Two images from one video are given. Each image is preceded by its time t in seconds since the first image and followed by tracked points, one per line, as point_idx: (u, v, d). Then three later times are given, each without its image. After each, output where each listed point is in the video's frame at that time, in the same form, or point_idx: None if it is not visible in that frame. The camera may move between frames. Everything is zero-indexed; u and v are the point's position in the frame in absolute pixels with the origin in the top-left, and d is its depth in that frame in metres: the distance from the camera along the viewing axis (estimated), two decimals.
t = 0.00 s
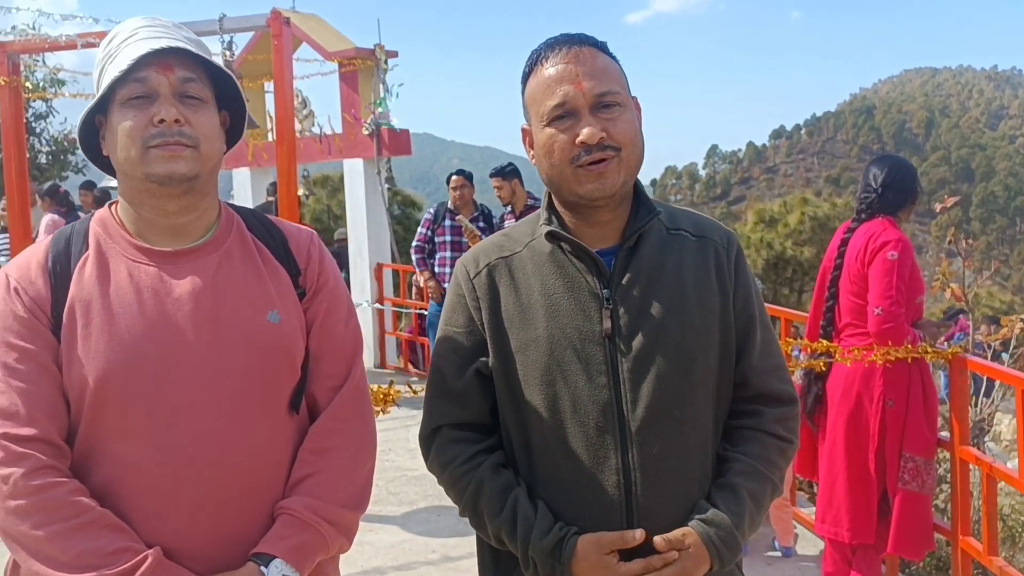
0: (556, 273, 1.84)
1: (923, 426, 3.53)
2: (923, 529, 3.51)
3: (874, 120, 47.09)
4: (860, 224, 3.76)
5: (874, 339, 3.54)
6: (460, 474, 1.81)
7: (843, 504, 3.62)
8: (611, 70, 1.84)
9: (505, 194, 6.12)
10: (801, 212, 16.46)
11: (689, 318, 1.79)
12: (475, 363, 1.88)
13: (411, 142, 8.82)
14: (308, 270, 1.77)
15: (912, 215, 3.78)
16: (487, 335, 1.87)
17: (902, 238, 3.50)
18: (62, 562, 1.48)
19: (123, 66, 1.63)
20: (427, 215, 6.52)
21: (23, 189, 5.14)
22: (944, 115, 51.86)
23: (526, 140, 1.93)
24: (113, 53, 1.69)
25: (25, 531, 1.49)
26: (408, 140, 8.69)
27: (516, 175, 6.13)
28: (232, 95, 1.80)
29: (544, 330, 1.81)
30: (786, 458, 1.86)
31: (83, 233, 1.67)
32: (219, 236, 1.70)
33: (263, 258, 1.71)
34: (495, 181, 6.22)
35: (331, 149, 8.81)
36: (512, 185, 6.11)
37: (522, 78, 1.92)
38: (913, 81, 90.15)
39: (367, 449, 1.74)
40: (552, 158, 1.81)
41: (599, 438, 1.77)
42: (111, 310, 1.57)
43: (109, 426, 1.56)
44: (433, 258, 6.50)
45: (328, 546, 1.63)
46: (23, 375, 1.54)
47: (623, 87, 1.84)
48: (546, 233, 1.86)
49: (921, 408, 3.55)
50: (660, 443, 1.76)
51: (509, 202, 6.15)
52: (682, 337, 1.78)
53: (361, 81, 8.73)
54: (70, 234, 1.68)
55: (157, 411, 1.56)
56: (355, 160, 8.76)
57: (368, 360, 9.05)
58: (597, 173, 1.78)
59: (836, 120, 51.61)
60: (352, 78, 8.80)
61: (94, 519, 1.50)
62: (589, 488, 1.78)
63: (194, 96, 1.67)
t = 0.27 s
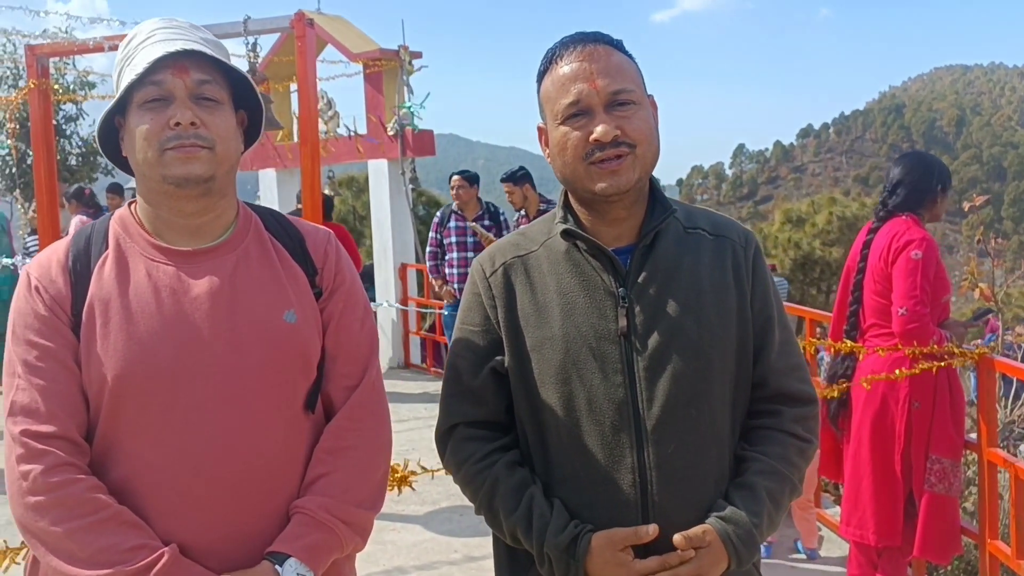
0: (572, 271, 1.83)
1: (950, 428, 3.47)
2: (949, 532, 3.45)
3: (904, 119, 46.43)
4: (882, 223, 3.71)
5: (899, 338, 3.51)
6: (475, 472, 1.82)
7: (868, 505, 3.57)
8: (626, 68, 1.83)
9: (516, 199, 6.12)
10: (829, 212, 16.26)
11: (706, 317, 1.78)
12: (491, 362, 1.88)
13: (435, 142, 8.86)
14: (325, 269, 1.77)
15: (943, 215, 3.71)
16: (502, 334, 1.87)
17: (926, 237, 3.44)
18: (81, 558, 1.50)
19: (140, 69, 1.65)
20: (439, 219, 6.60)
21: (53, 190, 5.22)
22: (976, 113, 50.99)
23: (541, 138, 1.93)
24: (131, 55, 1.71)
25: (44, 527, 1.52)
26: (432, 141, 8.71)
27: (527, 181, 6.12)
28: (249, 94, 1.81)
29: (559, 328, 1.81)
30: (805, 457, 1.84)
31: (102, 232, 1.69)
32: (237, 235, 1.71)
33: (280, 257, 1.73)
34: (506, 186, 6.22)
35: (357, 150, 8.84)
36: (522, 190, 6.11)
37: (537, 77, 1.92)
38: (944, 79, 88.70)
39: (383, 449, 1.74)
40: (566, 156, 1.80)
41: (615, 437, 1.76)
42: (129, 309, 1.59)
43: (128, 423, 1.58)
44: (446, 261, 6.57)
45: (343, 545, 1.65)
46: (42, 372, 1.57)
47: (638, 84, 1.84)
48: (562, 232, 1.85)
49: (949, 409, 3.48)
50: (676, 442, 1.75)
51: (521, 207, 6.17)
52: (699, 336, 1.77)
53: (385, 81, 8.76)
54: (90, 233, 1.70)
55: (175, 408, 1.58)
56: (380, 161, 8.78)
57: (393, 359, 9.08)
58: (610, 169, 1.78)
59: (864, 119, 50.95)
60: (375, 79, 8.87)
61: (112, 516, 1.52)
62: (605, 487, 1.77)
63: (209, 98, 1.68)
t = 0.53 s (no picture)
0: (581, 273, 1.84)
1: (965, 429, 3.44)
2: (966, 535, 3.42)
3: (922, 118, 46.07)
4: (896, 224, 3.68)
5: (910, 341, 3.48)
6: (484, 472, 1.83)
7: (883, 507, 3.54)
8: (635, 72, 1.84)
9: (519, 198, 6.09)
10: (845, 212, 16.18)
11: (714, 319, 1.78)
12: (500, 363, 1.89)
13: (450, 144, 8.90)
14: (336, 272, 1.79)
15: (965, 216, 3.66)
16: (511, 336, 1.88)
17: (939, 240, 3.42)
18: (94, 557, 1.53)
19: (135, 84, 1.68)
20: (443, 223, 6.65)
21: (71, 194, 5.27)
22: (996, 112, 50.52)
23: (550, 141, 1.94)
24: (134, 65, 1.74)
25: (58, 526, 1.54)
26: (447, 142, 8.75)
27: (531, 180, 6.03)
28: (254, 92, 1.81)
29: (568, 329, 1.81)
30: (815, 456, 1.83)
31: (117, 235, 1.72)
32: (248, 239, 1.73)
33: (291, 260, 1.74)
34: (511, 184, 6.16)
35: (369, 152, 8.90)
36: (525, 190, 6.05)
37: (546, 81, 1.93)
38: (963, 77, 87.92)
39: (393, 451, 1.76)
40: (576, 159, 1.81)
41: (624, 437, 1.76)
42: (143, 311, 1.62)
43: (141, 424, 1.60)
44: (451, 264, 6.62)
45: (352, 546, 1.66)
46: (57, 373, 1.59)
47: (648, 88, 1.84)
48: (570, 235, 1.86)
49: (964, 411, 3.46)
50: (684, 442, 1.75)
51: (524, 206, 6.15)
52: (707, 337, 1.77)
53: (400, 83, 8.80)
54: (104, 236, 1.72)
55: (187, 409, 1.60)
56: (394, 163, 8.84)
57: (408, 359, 9.11)
58: (620, 172, 1.78)
59: (882, 117, 50.56)
60: (393, 81, 8.86)
61: (125, 516, 1.54)
62: (613, 486, 1.78)
63: (204, 108, 1.69)
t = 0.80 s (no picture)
0: (584, 274, 1.85)
1: (973, 429, 3.44)
2: (975, 534, 3.41)
3: (931, 117, 45.90)
4: (902, 223, 3.68)
5: (917, 340, 3.49)
6: (489, 473, 1.84)
7: (890, 507, 3.54)
8: (638, 73, 1.85)
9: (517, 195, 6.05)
10: (852, 212, 16.15)
11: (716, 320, 1.79)
12: (504, 365, 1.90)
13: (457, 145, 8.96)
14: (336, 275, 1.80)
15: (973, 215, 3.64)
16: (515, 337, 1.89)
17: (944, 239, 3.41)
18: (97, 558, 1.55)
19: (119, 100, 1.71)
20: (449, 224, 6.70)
21: (81, 197, 5.30)
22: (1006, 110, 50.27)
23: (553, 142, 1.95)
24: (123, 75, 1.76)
25: (61, 526, 1.56)
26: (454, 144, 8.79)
27: (530, 177, 5.96)
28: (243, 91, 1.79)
29: (572, 330, 1.82)
30: (817, 457, 1.84)
31: (120, 238, 1.74)
32: (249, 244, 1.75)
33: (292, 264, 1.75)
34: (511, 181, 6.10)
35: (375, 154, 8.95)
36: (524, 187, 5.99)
37: (549, 82, 1.94)
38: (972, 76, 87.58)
39: (393, 454, 1.77)
40: (579, 159, 1.82)
41: (627, 438, 1.77)
42: (144, 315, 1.64)
43: (143, 426, 1.62)
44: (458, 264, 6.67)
45: (351, 547, 1.67)
46: (61, 375, 1.61)
47: (650, 89, 1.85)
48: (574, 236, 1.87)
49: (972, 411, 3.46)
50: (688, 443, 1.76)
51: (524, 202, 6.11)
52: (710, 338, 1.78)
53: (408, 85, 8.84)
54: (108, 240, 1.74)
55: (189, 412, 1.62)
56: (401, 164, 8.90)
57: (416, 360, 9.13)
58: (622, 173, 1.79)
59: (891, 117, 50.40)
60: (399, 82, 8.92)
61: (126, 517, 1.56)
62: (616, 487, 1.78)
63: (185, 119, 1.69)
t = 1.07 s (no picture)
0: (584, 273, 1.85)
1: (976, 428, 3.43)
2: (977, 533, 3.41)
3: (935, 116, 45.81)
4: (904, 222, 3.68)
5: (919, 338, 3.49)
6: (491, 471, 1.85)
7: (893, 506, 3.54)
8: (636, 72, 1.85)
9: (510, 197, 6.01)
10: (856, 211, 16.12)
11: (715, 318, 1.79)
12: (504, 363, 1.91)
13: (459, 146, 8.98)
14: (312, 274, 1.81)
15: (975, 214, 3.65)
16: (516, 336, 1.90)
17: (946, 238, 3.42)
18: (70, 560, 1.58)
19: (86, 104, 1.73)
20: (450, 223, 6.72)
21: (84, 198, 5.31)
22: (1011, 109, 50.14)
23: (552, 141, 1.95)
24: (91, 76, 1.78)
25: (35, 528, 1.60)
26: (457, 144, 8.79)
27: (522, 177, 5.90)
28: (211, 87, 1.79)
29: (571, 329, 1.83)
30: (816, 454, 1.85)
31: (94, 239, 1.76)
32: (223, 243, 1.77)
33: (267, 264, 1.77)
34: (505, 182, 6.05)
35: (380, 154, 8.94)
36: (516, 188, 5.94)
37: (548, 81, 1.95)
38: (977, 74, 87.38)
39: (368, 454, 1.78)
40: (577, 159, 1.83)
41: (627, 437, 1.78)
42: (117, 317, 1.66)
43: (117, 427, 1.65)
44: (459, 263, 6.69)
45: (324, 549, 1.69)
46: (34, 378, 1.65)
47: (648, 88, 1.85)
48: (573, 235, 1.88)
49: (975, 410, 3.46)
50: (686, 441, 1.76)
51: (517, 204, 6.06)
52: (708, 336, 1.78)
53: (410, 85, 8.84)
54: (81, 241, 1.77)
55: (161, 413, 1.64)
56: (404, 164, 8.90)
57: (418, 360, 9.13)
58: (620, 172, 1.80)
59: (895, 116, 50.30)
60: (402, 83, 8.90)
61: (98, 519, 1.60)
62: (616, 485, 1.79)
63: (151, 122, 1.71)
